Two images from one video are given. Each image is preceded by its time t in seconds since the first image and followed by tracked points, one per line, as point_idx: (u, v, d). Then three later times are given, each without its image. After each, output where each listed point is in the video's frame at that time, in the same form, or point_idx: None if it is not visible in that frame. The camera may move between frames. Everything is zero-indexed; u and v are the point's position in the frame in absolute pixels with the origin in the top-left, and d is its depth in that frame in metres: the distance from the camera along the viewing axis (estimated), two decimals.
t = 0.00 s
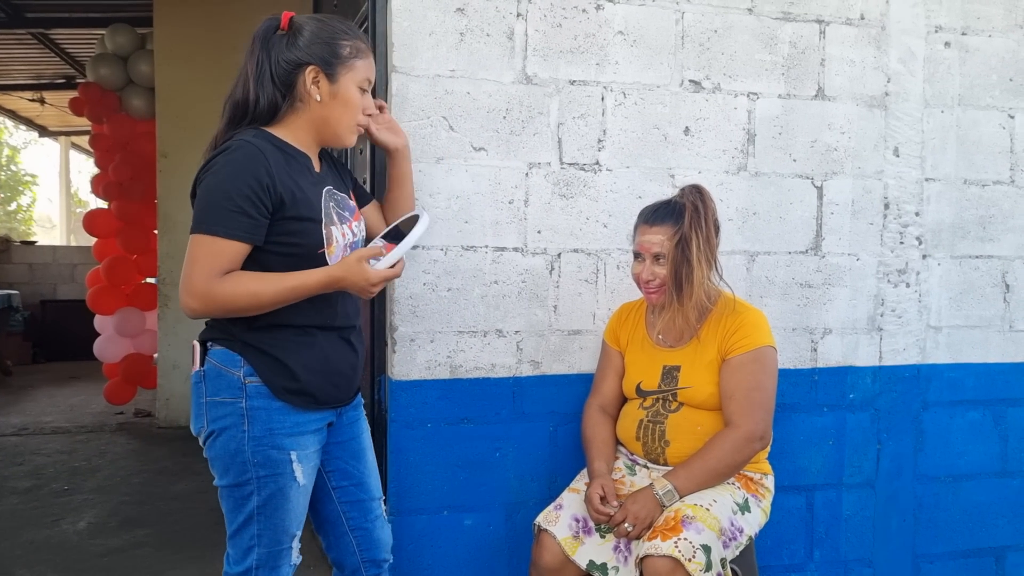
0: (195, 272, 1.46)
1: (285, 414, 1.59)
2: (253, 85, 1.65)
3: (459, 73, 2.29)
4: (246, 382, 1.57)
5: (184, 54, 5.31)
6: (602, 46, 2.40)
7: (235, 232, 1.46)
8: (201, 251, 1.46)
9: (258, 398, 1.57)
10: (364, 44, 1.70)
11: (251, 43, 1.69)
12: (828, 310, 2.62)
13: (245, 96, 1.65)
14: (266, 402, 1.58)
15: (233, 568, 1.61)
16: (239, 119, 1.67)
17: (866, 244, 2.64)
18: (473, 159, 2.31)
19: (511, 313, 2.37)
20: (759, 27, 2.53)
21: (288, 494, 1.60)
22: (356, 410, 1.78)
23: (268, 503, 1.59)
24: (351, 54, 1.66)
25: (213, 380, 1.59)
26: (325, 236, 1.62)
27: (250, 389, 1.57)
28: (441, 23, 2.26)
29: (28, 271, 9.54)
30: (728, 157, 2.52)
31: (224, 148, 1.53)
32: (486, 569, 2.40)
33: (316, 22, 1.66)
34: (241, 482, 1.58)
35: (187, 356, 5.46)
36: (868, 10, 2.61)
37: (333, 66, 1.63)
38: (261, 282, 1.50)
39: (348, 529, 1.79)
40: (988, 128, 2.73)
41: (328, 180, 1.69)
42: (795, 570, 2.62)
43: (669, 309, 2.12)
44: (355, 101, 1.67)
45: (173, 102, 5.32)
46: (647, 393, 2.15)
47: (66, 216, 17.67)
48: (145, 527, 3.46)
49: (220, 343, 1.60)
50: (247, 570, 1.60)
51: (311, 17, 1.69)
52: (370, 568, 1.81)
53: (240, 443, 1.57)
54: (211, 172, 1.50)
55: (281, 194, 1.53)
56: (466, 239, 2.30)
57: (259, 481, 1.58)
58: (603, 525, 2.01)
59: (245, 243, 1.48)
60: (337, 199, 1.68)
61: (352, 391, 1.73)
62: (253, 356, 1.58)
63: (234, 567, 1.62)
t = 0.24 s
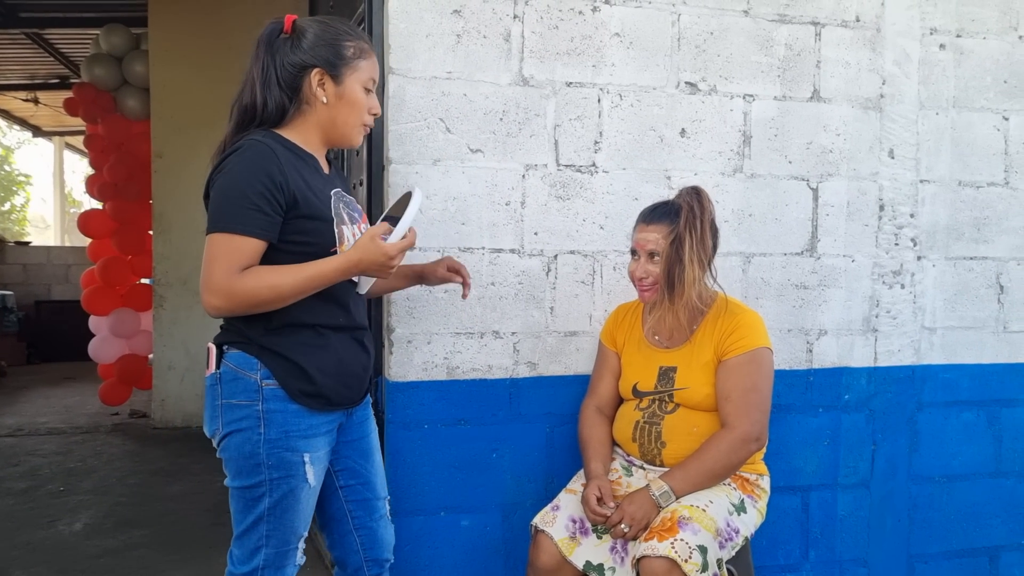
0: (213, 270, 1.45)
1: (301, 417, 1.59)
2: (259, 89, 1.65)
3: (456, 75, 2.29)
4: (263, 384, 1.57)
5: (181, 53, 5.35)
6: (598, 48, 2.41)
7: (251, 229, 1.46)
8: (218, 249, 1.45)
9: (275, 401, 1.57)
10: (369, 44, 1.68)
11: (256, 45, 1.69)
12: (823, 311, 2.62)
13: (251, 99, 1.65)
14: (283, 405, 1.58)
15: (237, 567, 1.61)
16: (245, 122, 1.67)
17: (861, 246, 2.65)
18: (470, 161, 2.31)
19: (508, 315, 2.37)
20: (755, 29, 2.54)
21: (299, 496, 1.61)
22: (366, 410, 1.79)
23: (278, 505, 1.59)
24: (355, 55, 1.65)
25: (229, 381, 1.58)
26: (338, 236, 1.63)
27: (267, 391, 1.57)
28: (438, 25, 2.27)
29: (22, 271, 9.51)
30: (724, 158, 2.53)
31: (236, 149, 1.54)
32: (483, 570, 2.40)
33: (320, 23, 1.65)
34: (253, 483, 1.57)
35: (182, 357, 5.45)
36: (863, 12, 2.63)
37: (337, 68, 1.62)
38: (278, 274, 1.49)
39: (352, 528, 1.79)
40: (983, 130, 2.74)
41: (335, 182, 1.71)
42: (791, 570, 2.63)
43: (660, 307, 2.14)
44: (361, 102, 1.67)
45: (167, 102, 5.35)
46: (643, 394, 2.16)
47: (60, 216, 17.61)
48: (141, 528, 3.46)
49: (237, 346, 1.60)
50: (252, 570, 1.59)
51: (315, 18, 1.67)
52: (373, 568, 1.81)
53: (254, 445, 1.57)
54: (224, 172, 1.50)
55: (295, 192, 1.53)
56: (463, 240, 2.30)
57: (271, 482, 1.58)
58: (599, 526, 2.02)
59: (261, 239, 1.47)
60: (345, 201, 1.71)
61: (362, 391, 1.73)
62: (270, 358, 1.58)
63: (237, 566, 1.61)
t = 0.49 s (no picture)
0: (230, 269, 1.47)
1: (315, 419, 1.60)
2: (278, 92, 1.66)
3: (452, 76, 2.29)
4: (278, 386, 1.57)
5: (177, 54, 5.35)
6: (594, 50, 2.42)
7: (269, 229, 1.47)
8: (236, 247, 1.46)
9: (289, 402, 1.58)
10: (388, 52, 1.70)
11: (278, 48, 1.70)
12: (818, 312, 2.63)
13: (270, 102, 1.67)
14: (298, 406, 1.59)
15: (245, 565, 1.62)
16: (263, 125, 1.68)
17: (856, 247, 2.66)
18: (466, 162, 2.32)
19: (505, 315, 2.38)
20: (750, 30, 2.55)
21: (310, 497, 1.62)
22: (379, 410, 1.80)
23: (289, 505, 1.60)
24: (375, 63, 1.66)
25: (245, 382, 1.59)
26: (354, 235, 1.64)
27: (282, 393, 1.58)
28: (434, 27, 2.27)
29: (19, 271, 9.50)
30: (720, 160, 2.54)
31: (256, 148, 1.56)
32: (479, 570, 2.40)
33: (341, 29, 1.66)
34: (266, 482, 1.59)
35: (179, 357, 5.45)
36: (858, 14, 2.64)
37: (356, 75, 1.64)
38: (293, 274, 1.50)
39: (358, 527, 1.80)
40: (977, 131, 2.75)
41: (350, 184, 1.72)
42: (786, 570, 2.63)
43: (656, 306, 2.15)
44: (378, 109, 1.68)
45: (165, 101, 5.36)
46: (638, 395, 2.16)
47: (57, 216, 17.58)
48: (138, 529, 3.46)
49: (252, 347, 1.61)
50: (261, 569, 1.60)
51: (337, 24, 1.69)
52: (374, 567, 1.81)
53: (268, 446, 1.58)
54: (244, 171, 1.52)
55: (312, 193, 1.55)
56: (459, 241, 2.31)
57: (284, 483, 1.59)
58: (595, 526, 2.02)
59: (278, 238, 1.49)
60: (361, 204, 1.72)
61: (376, 392, 1.73)
62: (285, 360, 1.58)
63: (246, 564, 1.62)
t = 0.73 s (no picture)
0: (252, 252, 1.49)
1: (340, 420, 1.64)
2: (306, 93, 1.71)
3: (450, 74, 2.29)
4: (306, 388, 1.61)
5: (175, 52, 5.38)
6: (592, 48, 2.42)
7: (292, 216, 1.50)
8: (260, 232, 1.50)
9: (316, 403, 1.62)
10: (411, 52, 1.74)
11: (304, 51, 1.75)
12: (815, 311, 2.64)
13: (299, 103, 1.71)
14: (324, 407, 1.62)
15: (263, 559, 1.66)
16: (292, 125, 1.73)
17: (853, 246, 2.66)
18: (464, 160, 2.32)
19: (502, 314, 2.38)
20: (748, 29, 2.55)
21: (332, 497, 1.65)
22: (404, 409, 1.84)
23: (310, 504, 1.64)
24: (398, 62, 1.70)
25: (274, 382, 1.63)
26: (382, 229, 1.66)
27: (309, 395, 1.61)
28: (432, 25, 2.27)
29: (15, 270, 9.48)
30: (717, 158, 2.54)
31: (286, 142, 1.60)
32: (476, 569, 2.40)
33: (365, 31, 1.71)
34: (290, 480, 1.63)
35: (176, 355, 5.44)
36: (856, 13, 2.64)
37: (381, 74, 1.68)
38: (316, 263, 1.53)
39: (369, 522, 1.85)
40: (974, 131, 2.76)
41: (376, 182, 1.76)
42: (783, 568, 2.64)
43: (654, 304, 2.15)
44: (403, 107, 1.73)
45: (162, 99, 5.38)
46: (636, 393, 2.16)
47: (54, 215, 17.54)
48: (134, 527, 3.45)
49: (280, 347, 1.64)
50: (278, 565, 1.64)
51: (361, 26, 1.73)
52: (382, 561, 1.87)
53: (295, 445, 1.62)
54: (272, 162, 1.56)
55: (337, 185, 1.58)
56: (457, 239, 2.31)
57: (306, 482, 1.63)
58: (592, 524, 2.02)
59: (301, 226, 1.52)
60: (388, 201, 1.75)
61: (401, 392, 1.76)
62: (312, 361, 1.61)
63: (264, 558, 1.66)
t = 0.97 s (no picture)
0: (284, 250, 1.50)
1: (386, 420, 1.66)
2: (340, 104, 1.71)
3: (449, 75, 2.30)
4: (351, 390, 1.62)
5: (173, 54, 5.40)
6: (591, 49, 2.42)
7: (325, 216, 1.51)
8: (293, 231, 1.50)
9: (361, 405, 1.63)
10: (437, 59, 1.76)
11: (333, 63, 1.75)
12: (813, 311, 2.64)
13: (332, 114, 1.72)
14: (369, 408, 1.64)
15: (321, 568, 1.66)
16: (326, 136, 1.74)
17: (851, 245, 2.67)
18: (463, 160, 2.32)
19: (501, 314, 2.38)
20: (747, 29, 2.56)
21: (383, 497, 1.66)
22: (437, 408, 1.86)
23: (363, 505, 1.64)
24: (428, 69, 1.72)
25: (317, 389, 1.65)
26: (413, 229, 1.67)
27: (354, 397, 1.63)
28: (431, 25, 2.27)
29: (14, 270, 9.48)
30: (716, 158, 2.54)
31: (321, 146, 1.61)
32: (476, 569, 2.40)
33: (393, 41, 1.72)
34: (341, 482, 1.64)
35: (175, 355, 5.44)
36: (854, 13, 2.64)
37: (413, 81, 1.70)
38: (347, 263, 1.52)
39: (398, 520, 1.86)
40: (972, 131, 2.76)
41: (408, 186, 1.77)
42: (782, 567, 2.64)
43: (655, 306, 2.15)
44: (435, 113, 1.74)
45: (160, 99, 5.39)
46: (636, 393, 2.16)
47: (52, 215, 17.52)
48: (133, 528, 3.45)
49: (322, 354, 1.65)
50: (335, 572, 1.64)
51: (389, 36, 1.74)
52: (402, 558, 1.87)
53: (343, 447, 1.63)
54: (308, 164, 1.57)
55: (370, 188, 1.58)
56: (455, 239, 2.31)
57: (357, 483, 1.64)
58: (592, 524, 2.02)
59: (333, 226, 1.52)
60: (419, 203, 1.75)
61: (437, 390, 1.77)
62: (354, 363, 1.63)
63: (321, 567, 1.66)
